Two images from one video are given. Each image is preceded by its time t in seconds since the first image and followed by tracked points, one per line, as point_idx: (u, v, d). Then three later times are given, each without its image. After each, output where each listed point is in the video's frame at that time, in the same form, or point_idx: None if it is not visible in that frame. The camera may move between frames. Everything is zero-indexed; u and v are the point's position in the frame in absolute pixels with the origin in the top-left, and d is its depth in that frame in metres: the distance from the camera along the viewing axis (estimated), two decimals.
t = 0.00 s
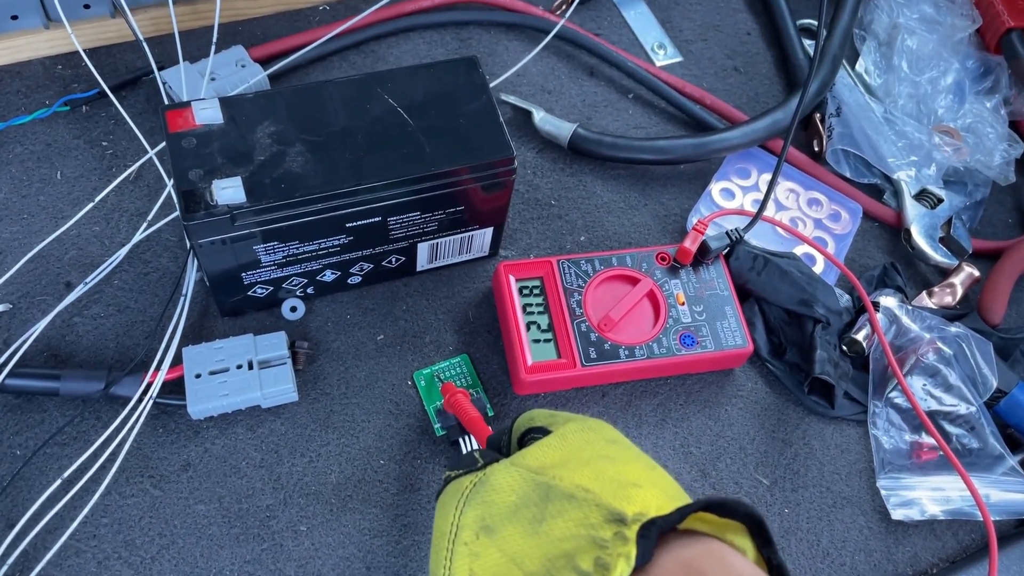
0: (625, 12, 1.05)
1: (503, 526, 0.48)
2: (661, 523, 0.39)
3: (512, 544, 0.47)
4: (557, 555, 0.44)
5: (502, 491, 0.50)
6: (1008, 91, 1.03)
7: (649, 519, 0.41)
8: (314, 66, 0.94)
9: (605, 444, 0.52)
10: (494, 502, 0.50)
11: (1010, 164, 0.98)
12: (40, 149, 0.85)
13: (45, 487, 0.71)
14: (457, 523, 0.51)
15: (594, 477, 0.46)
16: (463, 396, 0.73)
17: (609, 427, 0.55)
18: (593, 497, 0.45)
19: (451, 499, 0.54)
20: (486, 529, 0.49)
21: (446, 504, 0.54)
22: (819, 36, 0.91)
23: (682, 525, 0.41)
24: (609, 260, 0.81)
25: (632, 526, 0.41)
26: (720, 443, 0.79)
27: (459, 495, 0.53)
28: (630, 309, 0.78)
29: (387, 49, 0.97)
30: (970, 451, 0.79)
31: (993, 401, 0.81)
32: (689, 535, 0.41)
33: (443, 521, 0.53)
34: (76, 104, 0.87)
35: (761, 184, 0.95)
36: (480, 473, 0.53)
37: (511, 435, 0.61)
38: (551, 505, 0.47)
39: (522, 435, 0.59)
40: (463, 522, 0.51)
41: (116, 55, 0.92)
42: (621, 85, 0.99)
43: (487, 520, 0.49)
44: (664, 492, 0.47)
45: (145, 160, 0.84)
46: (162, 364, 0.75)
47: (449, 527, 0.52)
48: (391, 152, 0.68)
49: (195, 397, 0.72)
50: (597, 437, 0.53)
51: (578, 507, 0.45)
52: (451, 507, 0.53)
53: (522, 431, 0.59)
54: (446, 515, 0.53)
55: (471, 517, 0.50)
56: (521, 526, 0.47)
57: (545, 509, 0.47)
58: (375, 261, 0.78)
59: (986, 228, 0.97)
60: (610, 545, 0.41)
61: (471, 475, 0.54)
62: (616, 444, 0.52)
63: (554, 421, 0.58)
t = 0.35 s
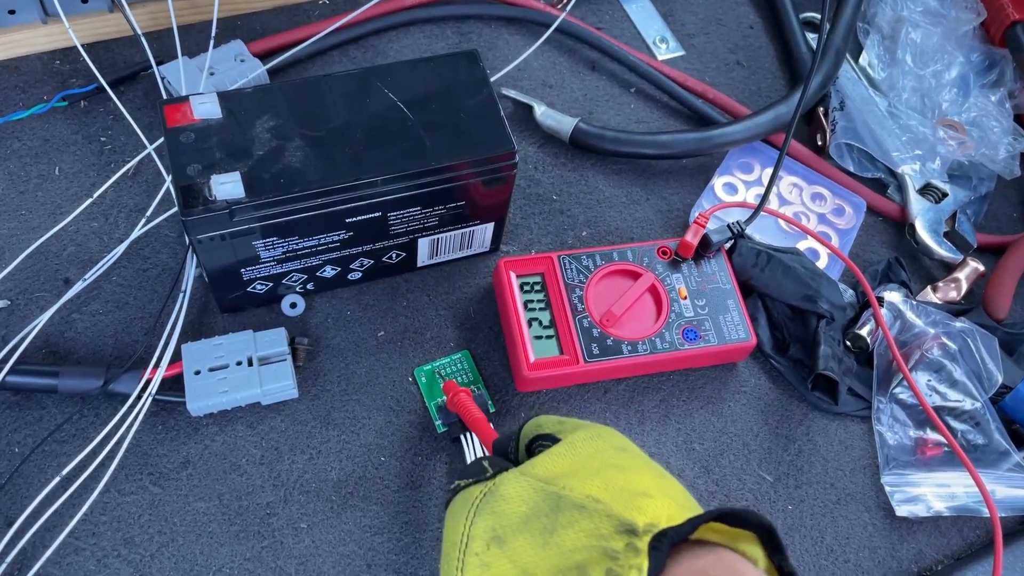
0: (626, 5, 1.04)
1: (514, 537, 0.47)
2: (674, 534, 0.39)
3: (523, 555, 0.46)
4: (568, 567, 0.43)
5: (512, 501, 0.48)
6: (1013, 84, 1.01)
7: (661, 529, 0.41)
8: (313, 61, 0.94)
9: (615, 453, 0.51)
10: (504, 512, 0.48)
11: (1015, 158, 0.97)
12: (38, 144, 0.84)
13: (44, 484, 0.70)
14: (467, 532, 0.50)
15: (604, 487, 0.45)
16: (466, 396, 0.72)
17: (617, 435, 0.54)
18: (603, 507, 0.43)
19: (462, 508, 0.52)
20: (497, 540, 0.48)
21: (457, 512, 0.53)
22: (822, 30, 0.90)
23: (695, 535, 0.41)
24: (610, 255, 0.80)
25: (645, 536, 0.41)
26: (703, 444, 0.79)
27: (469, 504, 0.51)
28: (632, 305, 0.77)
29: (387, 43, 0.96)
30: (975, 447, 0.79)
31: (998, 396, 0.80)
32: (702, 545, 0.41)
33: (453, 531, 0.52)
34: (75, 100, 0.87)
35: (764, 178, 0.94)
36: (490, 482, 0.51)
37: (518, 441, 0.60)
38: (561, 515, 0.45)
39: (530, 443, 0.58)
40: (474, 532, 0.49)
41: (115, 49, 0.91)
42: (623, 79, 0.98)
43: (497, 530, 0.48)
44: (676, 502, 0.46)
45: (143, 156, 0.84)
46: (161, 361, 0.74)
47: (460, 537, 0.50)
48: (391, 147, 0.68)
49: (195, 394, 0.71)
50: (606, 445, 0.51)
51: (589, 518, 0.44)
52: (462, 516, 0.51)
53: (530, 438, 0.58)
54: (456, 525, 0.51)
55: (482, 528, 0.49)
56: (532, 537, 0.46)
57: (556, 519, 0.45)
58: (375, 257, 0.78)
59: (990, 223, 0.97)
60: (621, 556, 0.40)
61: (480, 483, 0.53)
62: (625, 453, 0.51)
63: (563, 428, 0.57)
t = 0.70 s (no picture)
0: None
1: (533, 506, 0.47)
2: (696, 504, 0.39)
3: (541, 526, 0.46)
4: (587, 536, 0.43)
5: (531, 471, 0.49)
6: (1016, 77, 1.01)
7: (681, 500, 0.40)
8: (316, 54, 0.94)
9: (635, 432, 0.51)
10: (523, 481, 0.49)
11: (1019, 150, 0.96)
12: (42, 138, 0.85)
13: (49, 476, 0.70)
14: (486, 502, 0.50)
15: (624, 460, 0.45)
16: (471, 385, 0.72)
17: (638, 417, 0.55)
18: (622, 478, 0.43)
19: (480, 480, 0.52)
20: (515, 509, 0.48)
21: (474, 487, 0.53)
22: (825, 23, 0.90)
23: (714, 508, 0.41)
24: (613, 247, 0.80)
25: (665, 507, 0.40)
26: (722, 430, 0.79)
27: (489, 475, 0.52)
28: (636, 297, 0.77)
29: (389, 37, 0.96)
30: (978, 439, 0.79)
31: (1001, 388, 0.80)
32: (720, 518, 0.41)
33: (471, 502, 0.52)
34: (78, 94, 0.87)
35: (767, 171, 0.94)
36: (510, 453, 0.52)
37: (533, 422, 0.59)
38: (580, 486, 0.45)
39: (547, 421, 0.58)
40: (493, 501, 0.49)
41: (117, 43, 0.91)
42: (626, 72, 0.98)
43: (516, 499, 0.48)
44: (696, 477, 0.46)
45: (147, 150, 0.84)
46: (166, 354, 0.75)
47: (479, 507, 0.51)
48: (394, 140, 0.68)
49: (199, 386, 0.71)
50: (626, 424, 0.52)
51: (608, 488, 0.43)
52: (480, 487, 0.52)
53: (546, 418, 0.58)
54: (475, 494, 0.52)
55: (501, 497, 0.49)
56: (551, 508, 0.46)
57: (575, 490, 0.46)
58: (378, 250, 0.78)
59: (993, 215, 0.97)
60: (640, 527, 0.40)
61: (500, 454, 0.53)
62: (644, 433, 0.52)
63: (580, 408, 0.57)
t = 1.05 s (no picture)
0: None
1: (536, 469, 0.46)
2: (694, 456, 0.38)
3: (544, 487, 0.45)
4: (589, 493, 0.42)
5: (534, 437, 0.48)
6: (1018, 72, 1.01)
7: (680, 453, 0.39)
8: (319, 50, 0.94)
9: (637, 397, 0.52)
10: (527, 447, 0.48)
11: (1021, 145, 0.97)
12: (47, 134, 0.85)
13: (56, 470, 0.71)
14: (491, 469, 0.49)
15: (625, 421, 0.45)
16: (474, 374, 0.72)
17: (641, 386, 0.55)
18: (623, 437, 0.43)
19: (484, 449, 0.51)
20: (519, 473, 0.47)
21: (479, 454, 0.52)
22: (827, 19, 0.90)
23: (712, 459, 0.39)
24: (616, 242, 0.80)
25: (664, 461, 0.39)
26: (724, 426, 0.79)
27: (493, 443, 0.51)
28: (639, 292, 0.78)
29: (393, 33, 0.97)
30: (981, 433, 0.79)
31: (1003, 382, 0.81)
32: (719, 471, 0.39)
33: (475, 471, 0.51)
34: (83, 90, 0.87)
35: (770, 166, 0.94)
36: (514, 422, 0.51)
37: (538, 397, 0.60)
38: (582, 447, 0.45)
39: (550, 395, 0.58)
40: (497, 468, 0.48)
41: (122, 40, 0.92)
42: (629, 67, 0.99)
43: (520, 464, 0.47)
44: (698, 435, 0.46)
45: (152, 146, 0.84)
46: (171, 349, 0.75)
47: (482, 475, 0.49)
48: (399, 135, 0.68)
49: (205, 381, 0.72)
50: (629, 391, 0.52)
51: (610, 447, 0.43)
52: (485, 456, 0.51)
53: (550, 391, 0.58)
54: (479, 463, 0.50)
55: (505, 463, 0.48)
56: (554, 470, 0.45)
57: (577, 451, 0.45)
58: (382, 245, 0.78)
59: (996, 210, 0.97)
60: (640, 480, 0.39)
61: (504, 425, 0.52)
62: (645, 397, 0.52)
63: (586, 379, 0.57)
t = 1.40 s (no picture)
0: None
1: (531, 468, 0.43)
2: (701, 454, 0.37)
3: (540, 487, 0.42)
4: (591, 496, 0.40)
5: (525, 433, 0.44)
6: (1020, 71, 1.01)
7: (686, 451, 0.38)
8: (322, 50, 0.94)
9: (627, 379, 0.47)
10: (518, 444, 0.44)
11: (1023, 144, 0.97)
12: (50, 135, 0.85)
13: (59, 470, 0.71)
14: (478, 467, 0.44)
15: (621, 412, 0.43)
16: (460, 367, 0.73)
17: (628, 363, 0.49)
18: (623, 433, 0.41)
19: (468, 445, 0.46)
20: (512, 472, 0.43)
21: (464, 449, 0.46)
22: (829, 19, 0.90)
23: (721, 455, 0.38)
24: (618, 242, 0.80)
25: (668, 459, 0.38)
26: (730, 424, 0.79)
27: (479, 438, 0.46)
28: (640, 291, 0.78)
29: (395, 33, 0.97)
30: (983, 432, 0.79)
31: (1005, 381, 0.81)
32: (728, 467, 0.38)
33: (460, 468, 0.46)
34: (86, 90, 0.87)
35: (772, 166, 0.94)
36: (499, 413, 0.46)
37: (518, 381, 0.53)
38: (579, 444, 0.42)
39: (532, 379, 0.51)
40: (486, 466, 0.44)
41: (124, 40, 0.92)
42: (630, 67, 0.99)
43: (512, 462, 0.43)
44: (695, 419, 0.44)
45: (155, 146, 0.84)
46: (174, 349, 0.75)
47: (470, 474, 0.45)
48: (400, 135, 0.68)
49: (208, 381, 0.72)
50: (618, 371, 0.47)
51: (609, 444, 0.41)
52: (469, 452, 0.46)
53: (531, 375, 0.51)
54: (463, 460, 0.46)
55: (495, 462, 0.44)
56: (549, 468, 0.42)
57: (573, 448, 0.42)
58: (384, 245, 0.78)
59: (997, 209, 0.97)
60: (645, 482, 0.38)
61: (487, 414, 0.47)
62: (637, 376, 0.47)
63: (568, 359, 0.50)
